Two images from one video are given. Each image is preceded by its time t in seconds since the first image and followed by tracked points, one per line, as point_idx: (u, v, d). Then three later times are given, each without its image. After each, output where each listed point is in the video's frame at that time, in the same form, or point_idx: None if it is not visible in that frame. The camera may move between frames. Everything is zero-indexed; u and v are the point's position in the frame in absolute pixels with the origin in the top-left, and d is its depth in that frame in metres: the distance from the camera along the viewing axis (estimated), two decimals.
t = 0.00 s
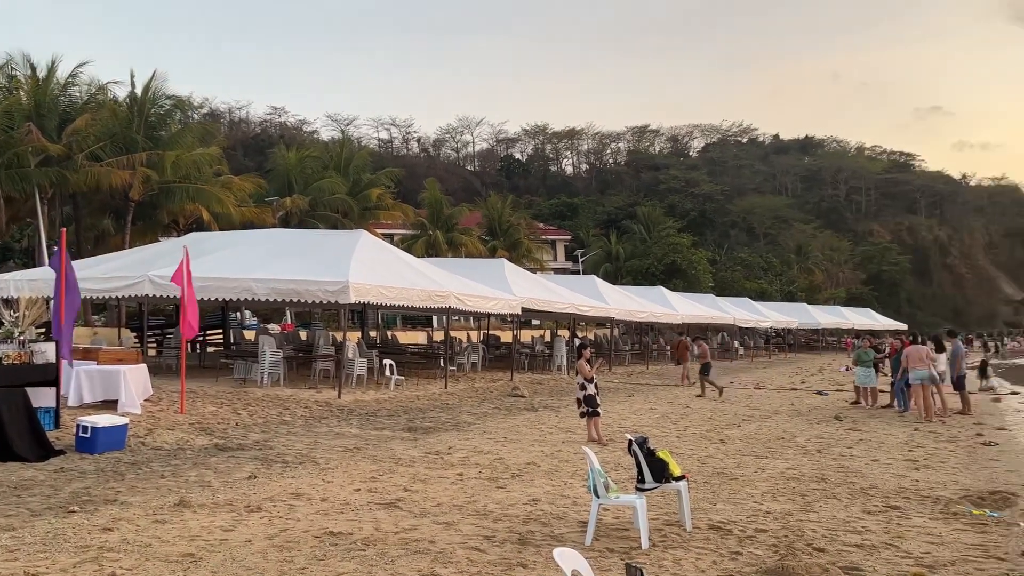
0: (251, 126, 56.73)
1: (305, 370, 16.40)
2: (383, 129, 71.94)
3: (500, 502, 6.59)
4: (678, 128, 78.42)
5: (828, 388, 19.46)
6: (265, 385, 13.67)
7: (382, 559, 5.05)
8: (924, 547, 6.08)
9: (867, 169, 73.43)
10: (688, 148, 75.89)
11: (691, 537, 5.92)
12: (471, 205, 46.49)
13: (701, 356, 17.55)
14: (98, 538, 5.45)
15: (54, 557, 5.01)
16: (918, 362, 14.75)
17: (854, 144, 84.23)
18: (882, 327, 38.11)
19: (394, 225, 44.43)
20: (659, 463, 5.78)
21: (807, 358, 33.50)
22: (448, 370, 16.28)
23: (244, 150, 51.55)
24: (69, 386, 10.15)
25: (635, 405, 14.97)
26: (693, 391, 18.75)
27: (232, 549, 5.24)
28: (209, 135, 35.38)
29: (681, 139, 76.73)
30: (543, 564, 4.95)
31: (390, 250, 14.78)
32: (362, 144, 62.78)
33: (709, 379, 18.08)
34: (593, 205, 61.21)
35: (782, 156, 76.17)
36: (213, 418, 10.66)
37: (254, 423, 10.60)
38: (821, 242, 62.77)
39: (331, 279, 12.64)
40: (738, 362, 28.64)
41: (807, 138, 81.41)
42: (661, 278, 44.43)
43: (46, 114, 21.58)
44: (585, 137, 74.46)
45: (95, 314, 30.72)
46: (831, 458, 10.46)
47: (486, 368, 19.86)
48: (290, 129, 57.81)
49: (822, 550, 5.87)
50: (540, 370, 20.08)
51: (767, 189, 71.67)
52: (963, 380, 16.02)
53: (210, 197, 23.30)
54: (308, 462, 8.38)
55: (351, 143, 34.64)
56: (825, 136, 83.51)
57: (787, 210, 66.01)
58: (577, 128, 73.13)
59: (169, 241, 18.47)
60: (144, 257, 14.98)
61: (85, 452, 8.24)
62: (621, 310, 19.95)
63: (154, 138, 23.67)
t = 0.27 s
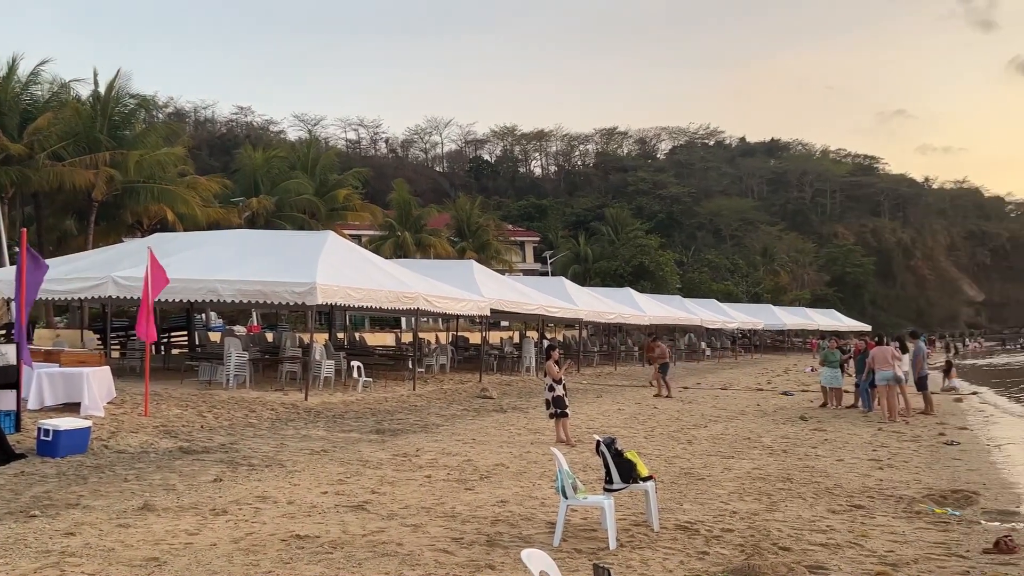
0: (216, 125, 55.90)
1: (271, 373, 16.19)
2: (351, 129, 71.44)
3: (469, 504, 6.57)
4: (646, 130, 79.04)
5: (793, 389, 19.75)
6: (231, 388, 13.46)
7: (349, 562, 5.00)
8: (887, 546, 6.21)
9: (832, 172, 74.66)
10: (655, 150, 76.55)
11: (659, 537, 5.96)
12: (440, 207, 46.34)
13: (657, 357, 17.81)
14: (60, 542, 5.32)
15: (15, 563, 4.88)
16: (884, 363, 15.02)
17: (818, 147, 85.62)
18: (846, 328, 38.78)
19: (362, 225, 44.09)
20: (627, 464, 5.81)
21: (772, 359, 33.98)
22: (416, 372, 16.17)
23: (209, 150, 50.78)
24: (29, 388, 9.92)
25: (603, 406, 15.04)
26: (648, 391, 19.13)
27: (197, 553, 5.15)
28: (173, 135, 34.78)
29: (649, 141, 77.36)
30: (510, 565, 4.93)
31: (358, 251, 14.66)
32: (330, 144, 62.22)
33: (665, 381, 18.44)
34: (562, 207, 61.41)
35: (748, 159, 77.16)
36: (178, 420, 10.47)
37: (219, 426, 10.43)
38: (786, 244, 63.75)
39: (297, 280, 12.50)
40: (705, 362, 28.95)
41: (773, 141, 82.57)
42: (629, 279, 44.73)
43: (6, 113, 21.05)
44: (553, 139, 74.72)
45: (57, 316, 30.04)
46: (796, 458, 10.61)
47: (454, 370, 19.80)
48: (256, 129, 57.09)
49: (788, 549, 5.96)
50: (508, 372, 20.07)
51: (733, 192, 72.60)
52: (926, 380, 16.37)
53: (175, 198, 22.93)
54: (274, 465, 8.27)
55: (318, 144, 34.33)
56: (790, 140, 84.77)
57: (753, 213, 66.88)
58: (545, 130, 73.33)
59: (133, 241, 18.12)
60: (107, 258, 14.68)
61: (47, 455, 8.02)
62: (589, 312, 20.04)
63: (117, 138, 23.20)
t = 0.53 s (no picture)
0: (181, 125, 54.94)
1: (237, 374, 15.96)
2: (318, 129, 70.74)
3: (436, 506, 6.55)
4: (613, 132, 79.52)
5: (758, 389, 20.02)
6: (196, 389, 13.23)
7: (315, 565, 4.95)
8: (851, 545, 6.32)
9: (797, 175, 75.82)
10: (623, 152, 77.06)
11: (626, 537, 6.00)
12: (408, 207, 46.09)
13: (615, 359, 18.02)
14: (20, 547, 5.18)
15: None
16: (849, 364, 15.31)
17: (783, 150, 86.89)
18: (810, 329, 39.41)
19: (329, 226, 43.69)
20: (594, 464, 5.82)
21: (738, 360, 34.43)
22: (384, 374, 16.07)
23: (174, 150, 49.88)
24: None
25: (571, 407, 15.10)
26: (606, 391, 19.42)
27: (161, 556, 5.05)
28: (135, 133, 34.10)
29: (616, 143, 77.88)
30: (478, 568, 4.92)
31: (325, 252, 14.52)
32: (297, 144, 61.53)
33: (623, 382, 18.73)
34: (530, 209, 61.50)
35: (715, 162, 78.02)
36: (142, 422, 10.27)
37: (184, 428, 10.25)
38: (751, 246, 64.64)
39: (264, 281, 12.34)
40: (672, 363, 29.21)
41: (739, 144, 83.64)
42: (596, 280, 44.97)
43: None
44: (522, 140, 74.82)
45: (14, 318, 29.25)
46: (761, 458, 10.77)
47: (422, 371, 19.72)
48: (222, 129, 56.24)
49: (753, 549, 6.04)
50: (477, 373, 20.05)
51: (699, 194, 73.43)
52: (890, 381, 16.71)
53: (140, 199, 22.52)
54: (240, 467, 8.15)
55: (285, 143, 33.89)
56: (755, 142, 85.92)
57: (720, 215, 67.67)
58: (514, 131, 73.39)
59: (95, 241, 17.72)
60: (69, 258, 14.35)
61: (5, 459, 7.79)
62: (558, 313, 20.10)
63: (80, 137, 22.62)
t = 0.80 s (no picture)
0: (137, 122, 53.64)
1: (193, 375, 15.65)
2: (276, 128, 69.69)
3: (395, 507, 6.50)
4: (574, 134, 79.93)
5: (716, 390, 20.33)
6: (151, 391, 12.93)
7: (272, 568, 4.87)
8: (808, 544, 6.45)
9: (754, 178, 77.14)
10: (583, 154, 77.56)
11: (585, 538, 6.04)
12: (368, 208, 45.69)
13: (564, 360, 18.23)
14: None
15: None
16: (803, 365, 15.64)
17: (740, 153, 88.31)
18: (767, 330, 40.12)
19: (288, 225, 43.07)
20: (554, 464, 5.84)
21: (696, 360, 34.90)
22: (343, 374, 15.89)
23: (129, 148, 48.67)
24: None
25: (531, 407, 15.15)
26: (557, 391, 19.69)
27: (117, 559, 4.93)
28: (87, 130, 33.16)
29: (577, 145, 78.31)
30: (439, 569, 4.89)
31: (284, 251, 14.31)
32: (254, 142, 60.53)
33: (573, 381, 18.99)
34: (491, 210, 61.52)
35: (673, 164, 78.96)
36: (95, 424, 10.00)
37: (138, 430, 10.01)
38: (709, 249, 65.60)
39: (221, 280, 12.12)
40: (631, 364, 29.47)
41: (698, 147, 84.80)
42: (557, 281, 45.14)
43: None
44: (483, 141, 74.80)
45: None
46: (719, 458, 10.93)
47: (382, 372, 19.57)
48: (179, 127, 55.07)
49: (710, 548, 6.14)
50: (437, 374, 19.96)
51: (658, 197, 74.27)
52: (844, 381, 17.09)
53: (95, 198, 21.99)
54: (196, 469, 7.98)
55: (243, 142, 33.31)
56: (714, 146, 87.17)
57: (678, 217, 68.50)
58: (475, 132, 73.28)
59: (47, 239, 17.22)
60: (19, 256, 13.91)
61: None
62: (518, 314, 20.14)
63: (32, 133, 22.02)
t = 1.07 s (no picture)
0: (94, 118, 52.32)
1: (152, 376, 15.32)
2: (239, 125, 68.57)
3: (358, 508, 6.45)
4: (539, 134, 80.12)
5: (678, 390, 20.56)
6: (110, 391, 12.63)
7: (234, 569, 4.80)
8: (768, 542, 6.57)
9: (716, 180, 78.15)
10: (548, 155, 77.82)
11: (548, 537, 6.06)
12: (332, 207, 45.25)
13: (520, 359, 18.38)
14: None
15: None
16: (763, 365, 15.93)
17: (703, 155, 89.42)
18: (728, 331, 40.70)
19: (250, 224, 42.45)
20: (517, 464, 5.85)
21: (658, 361, 35.27)
22: (306, 375, 15.71)
23: (87, 144, 47.45)
24: None
25: (495, 407, 15.15)
26: (522, 391, 19.72)
27: (73, 562, 4.81)
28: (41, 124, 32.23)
29: (541, 146, 78.52)
30: (403, 570, 4.86)
31: (246, 250, 14.09)
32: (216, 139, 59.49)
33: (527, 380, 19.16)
34: (456, 210, 61.41)
35: (637, 166, 79.62)
36: (51, 425, 9.73)
37: (96, 430, 9.77)
38: (672, 250, 66.32)
39: (181, 279, 11.90)
40: (594, 364, 29.65)
41: (661, 149, 85.67)
42: (521, 282, 45.23)
43: None
44: (448, 141, 74.55)
45: None
46: (681, 458, 11.07)
47: (345, 373, 19.39)
48: (139, 124, 53.87)
49: (672, 547, 6.21)
50: (400, 374, 19.84)
51: (622, 198, 74.87)
52: (805, 381, 17.41)
53: (54, 198, 21.30)
54: (155, 470, 7.82)
55: (204, 139, 32.71)
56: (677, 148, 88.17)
57: (642, 218, 69.10)
58: (439, 132, 73.03)
59: None
60: None
61: None
62: (482, 314, 20.13)
63: None
